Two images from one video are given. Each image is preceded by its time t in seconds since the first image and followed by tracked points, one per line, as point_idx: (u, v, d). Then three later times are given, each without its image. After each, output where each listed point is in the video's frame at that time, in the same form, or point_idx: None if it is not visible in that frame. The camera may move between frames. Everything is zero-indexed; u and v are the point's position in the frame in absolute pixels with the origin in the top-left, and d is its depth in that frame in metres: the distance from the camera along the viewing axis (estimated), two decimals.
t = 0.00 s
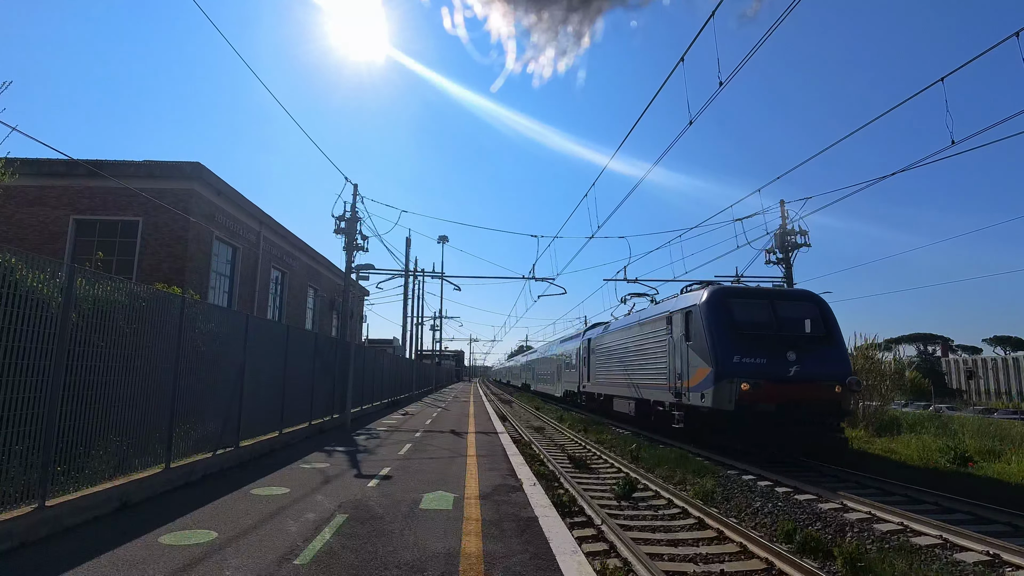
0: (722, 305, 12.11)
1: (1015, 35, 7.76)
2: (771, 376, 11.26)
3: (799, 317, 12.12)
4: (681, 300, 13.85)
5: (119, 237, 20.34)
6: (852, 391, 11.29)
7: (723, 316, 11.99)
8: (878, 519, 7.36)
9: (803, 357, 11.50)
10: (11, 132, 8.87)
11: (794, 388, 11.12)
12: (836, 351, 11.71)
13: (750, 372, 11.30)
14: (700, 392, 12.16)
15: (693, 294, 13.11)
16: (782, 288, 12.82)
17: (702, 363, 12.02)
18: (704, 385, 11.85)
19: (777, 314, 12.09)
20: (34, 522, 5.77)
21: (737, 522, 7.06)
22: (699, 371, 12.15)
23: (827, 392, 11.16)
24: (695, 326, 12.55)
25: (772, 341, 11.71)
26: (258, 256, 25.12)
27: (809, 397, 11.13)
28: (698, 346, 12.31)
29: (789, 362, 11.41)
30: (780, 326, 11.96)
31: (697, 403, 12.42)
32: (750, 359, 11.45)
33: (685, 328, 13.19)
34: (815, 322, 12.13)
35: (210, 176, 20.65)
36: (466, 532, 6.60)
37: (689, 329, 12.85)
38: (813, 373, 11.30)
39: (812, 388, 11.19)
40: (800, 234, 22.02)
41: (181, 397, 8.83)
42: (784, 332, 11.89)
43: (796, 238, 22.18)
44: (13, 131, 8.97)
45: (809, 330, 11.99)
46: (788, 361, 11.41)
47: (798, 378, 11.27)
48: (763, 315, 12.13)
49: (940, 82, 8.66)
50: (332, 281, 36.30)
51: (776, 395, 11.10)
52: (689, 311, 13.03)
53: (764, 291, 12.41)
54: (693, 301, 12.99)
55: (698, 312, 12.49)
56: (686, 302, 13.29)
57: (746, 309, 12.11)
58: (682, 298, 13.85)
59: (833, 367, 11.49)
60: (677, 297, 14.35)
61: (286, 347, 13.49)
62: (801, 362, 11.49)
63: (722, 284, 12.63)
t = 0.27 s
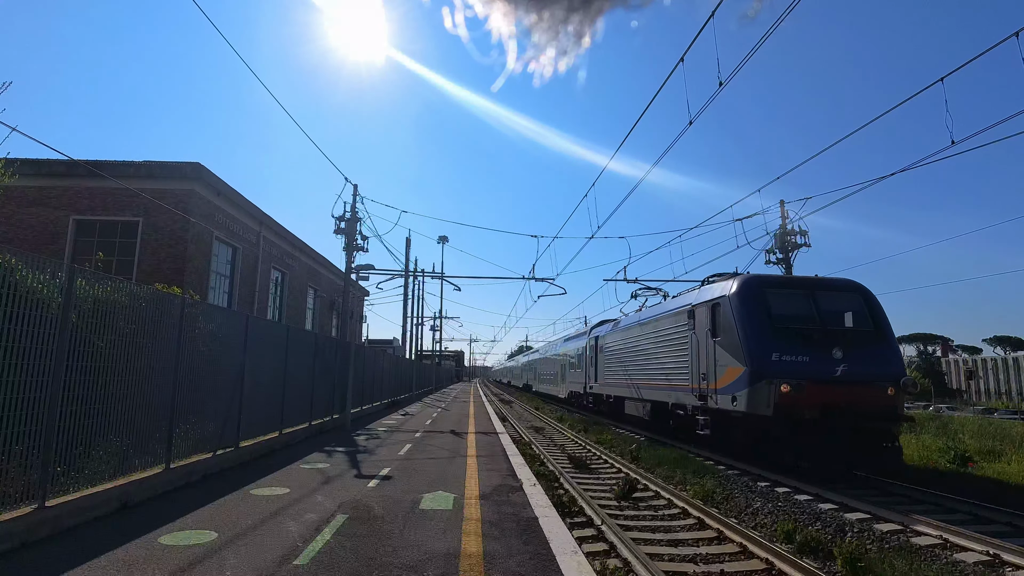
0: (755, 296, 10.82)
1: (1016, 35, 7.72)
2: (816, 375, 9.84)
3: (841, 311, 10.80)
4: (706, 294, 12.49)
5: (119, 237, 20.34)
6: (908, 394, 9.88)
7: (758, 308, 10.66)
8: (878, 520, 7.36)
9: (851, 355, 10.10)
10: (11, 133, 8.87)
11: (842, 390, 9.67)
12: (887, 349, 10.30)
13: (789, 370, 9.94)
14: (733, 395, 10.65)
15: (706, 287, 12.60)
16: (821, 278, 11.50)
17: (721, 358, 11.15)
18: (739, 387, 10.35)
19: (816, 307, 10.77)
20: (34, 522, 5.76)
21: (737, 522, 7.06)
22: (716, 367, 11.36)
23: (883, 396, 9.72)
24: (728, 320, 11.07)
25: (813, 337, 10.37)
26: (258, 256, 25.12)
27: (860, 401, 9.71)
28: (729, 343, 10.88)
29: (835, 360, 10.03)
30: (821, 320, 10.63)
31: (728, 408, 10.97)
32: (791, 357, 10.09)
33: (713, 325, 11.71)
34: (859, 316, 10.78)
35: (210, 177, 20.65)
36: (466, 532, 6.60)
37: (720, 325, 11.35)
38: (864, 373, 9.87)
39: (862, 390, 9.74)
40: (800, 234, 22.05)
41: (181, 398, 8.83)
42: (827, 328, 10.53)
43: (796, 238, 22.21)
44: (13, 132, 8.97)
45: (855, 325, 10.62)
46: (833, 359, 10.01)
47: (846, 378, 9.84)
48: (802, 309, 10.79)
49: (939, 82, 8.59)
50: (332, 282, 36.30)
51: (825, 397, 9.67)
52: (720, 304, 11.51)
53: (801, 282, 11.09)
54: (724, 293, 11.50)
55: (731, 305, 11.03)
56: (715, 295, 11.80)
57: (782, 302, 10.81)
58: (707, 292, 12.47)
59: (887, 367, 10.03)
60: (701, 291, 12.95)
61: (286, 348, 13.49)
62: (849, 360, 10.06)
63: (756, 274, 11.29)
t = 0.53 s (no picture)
0: (800, 285, 9.72)
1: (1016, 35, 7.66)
2: (875, 374, 8.74)
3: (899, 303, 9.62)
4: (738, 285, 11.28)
5: (119, 237, 20.34)
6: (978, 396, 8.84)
7: (804, 299, 9.56)
8: (878, 520, 7.36)
9: (914, 351, 8.97)
10: (11, 134, 8.87)
11: (904, 392, 8.59)
12: (955, 345, 9.14)
13: (844, 368, 8.82)
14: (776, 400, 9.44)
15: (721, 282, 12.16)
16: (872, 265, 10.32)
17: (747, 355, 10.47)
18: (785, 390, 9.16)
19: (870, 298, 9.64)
20: (34, 523, 5.76)
21: (737, 523, 7.06)
22: (738, 364, 10.76)
23: (950, 399, 8.61)
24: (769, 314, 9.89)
25: (869, 331, 9.22)
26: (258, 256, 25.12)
27: (925, 404, 8.62)
28: (771, 338, 9.72)
29: (896, 358, 8.88)
30: (876, 313, 9.48)
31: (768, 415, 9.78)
32: (846, 354, 8.96)
33: (752, 320, 10.44)
34: (920, 308, 9.61)
35: (210, 177, 20.65)
36: (466, 532, 6.60)
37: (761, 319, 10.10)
38: (928, 372, 8.76)
39: (929, 392, 8.63)
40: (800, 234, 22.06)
41: (181, 398, 8.83)
42: (883, 319, 9.41)
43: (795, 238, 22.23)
44: (13, 132, 8.98)
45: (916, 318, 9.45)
46: (894, 357, 8.88)
47: (909, 379, 8.72)
48: (852, 300, 9.70)
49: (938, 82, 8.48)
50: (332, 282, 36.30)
51: (883, 399, 8.60)
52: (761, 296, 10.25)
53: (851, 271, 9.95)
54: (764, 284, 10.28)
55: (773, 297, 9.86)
56: (753, 285, 10.55)
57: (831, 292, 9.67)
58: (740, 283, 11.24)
59: (956, 365, 8.88)
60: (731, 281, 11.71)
61: (286, 348, 13.48)
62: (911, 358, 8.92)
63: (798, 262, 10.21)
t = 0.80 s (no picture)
0: (867, 265, 8.00)
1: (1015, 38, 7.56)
2: (969, 375, 7.12)
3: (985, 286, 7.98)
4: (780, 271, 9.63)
5: (119, 238, 20.35)
6: None
7: (874, 282, 7.83)
8: (879, 520, 7.37)
9: (1011, 346, 7.36)
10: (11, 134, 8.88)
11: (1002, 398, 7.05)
12: None
13: (931, 368, 7.16)
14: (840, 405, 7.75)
15: (726, 280, 11.71)
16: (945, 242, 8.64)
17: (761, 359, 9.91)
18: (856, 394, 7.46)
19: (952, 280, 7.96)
20: (34, 524, 5.76)
21: (736, 523, 7.07)
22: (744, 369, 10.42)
23: None
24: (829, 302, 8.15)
25: (958, 320, 7.53)
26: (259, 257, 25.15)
27: None
28: (834, 330, 7.99)
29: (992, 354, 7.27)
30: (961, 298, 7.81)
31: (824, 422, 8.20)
32: (930, 350, 7.29)
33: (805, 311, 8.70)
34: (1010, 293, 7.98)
35: (209, 177, 20.66)
36: (466, 533, 6.59)
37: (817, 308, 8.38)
38: None
39: None
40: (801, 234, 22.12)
41: (181, 398, 8.83)
42: (970, 307, 7.72)
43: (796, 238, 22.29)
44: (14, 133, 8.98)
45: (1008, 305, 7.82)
46: (990, 353, 7.27)
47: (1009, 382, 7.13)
48: (931, 282, 7.99)
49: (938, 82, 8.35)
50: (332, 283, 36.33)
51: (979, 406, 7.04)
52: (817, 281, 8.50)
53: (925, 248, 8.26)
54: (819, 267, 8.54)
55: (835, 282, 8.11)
56: (806, 268, 8.79)
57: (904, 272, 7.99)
58: (787, 267, 9.47)
59: None
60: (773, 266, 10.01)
61: (286, 349, 13.49)
62: (1010, 354, 7.31)
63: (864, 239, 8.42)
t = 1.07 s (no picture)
0: (960, 238, 6.54)
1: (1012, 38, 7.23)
2: None
3: None
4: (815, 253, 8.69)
5: (119, 238, 20.35)
6: None
7: (972, 258, 6.40)
8: (879, 520, 7.37)
9: None
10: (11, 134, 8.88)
11: None
12: None
13: None
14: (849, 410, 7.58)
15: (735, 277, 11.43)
16: None
17: (774, 352, 9.47)
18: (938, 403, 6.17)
19: None
20: (34, 525, 5.75)
21: (736, 523, 7.07)
22: (751, 367, 10.18)
23: None
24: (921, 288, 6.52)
25: None
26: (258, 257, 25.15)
27: None
28: (916, 318, 6.53)
29: None
30: None
31: (829, 426, 8.12)
32: None
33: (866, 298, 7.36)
34: None
35: (209, 178, 20.66)
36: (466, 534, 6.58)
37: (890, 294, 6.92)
38: None
39: None
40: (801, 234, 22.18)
41: (181, 399, 8.83)
42: None
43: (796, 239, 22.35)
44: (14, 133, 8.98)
45: None
46: None
47: None
48: None
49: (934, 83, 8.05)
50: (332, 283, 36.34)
51: None
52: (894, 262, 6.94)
53: None
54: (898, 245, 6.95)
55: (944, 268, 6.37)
56: (875, 246, 7.30)
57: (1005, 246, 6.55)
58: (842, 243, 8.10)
59: None
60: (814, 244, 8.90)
61: (286, 349, 13.48)
62: None
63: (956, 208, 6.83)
